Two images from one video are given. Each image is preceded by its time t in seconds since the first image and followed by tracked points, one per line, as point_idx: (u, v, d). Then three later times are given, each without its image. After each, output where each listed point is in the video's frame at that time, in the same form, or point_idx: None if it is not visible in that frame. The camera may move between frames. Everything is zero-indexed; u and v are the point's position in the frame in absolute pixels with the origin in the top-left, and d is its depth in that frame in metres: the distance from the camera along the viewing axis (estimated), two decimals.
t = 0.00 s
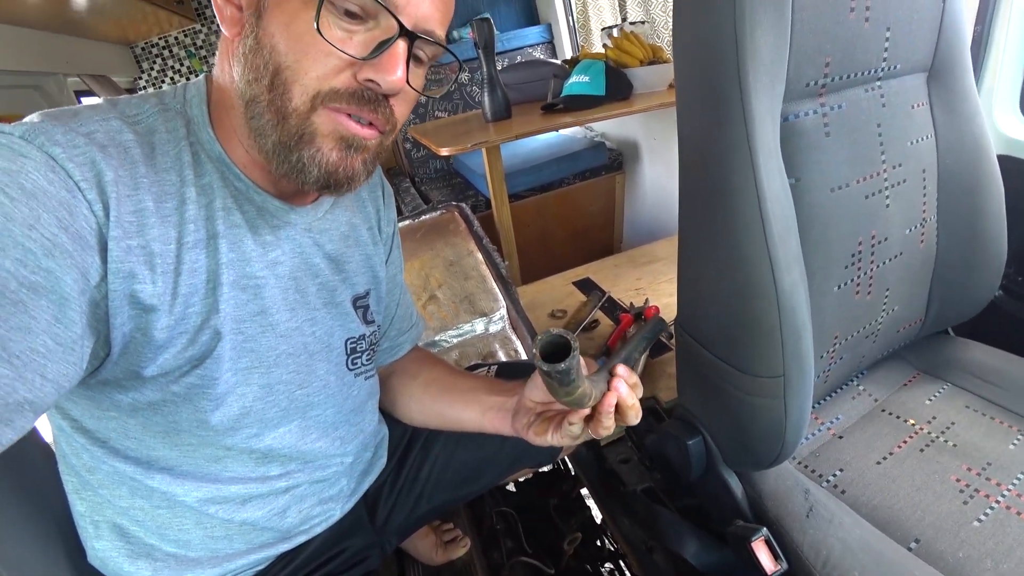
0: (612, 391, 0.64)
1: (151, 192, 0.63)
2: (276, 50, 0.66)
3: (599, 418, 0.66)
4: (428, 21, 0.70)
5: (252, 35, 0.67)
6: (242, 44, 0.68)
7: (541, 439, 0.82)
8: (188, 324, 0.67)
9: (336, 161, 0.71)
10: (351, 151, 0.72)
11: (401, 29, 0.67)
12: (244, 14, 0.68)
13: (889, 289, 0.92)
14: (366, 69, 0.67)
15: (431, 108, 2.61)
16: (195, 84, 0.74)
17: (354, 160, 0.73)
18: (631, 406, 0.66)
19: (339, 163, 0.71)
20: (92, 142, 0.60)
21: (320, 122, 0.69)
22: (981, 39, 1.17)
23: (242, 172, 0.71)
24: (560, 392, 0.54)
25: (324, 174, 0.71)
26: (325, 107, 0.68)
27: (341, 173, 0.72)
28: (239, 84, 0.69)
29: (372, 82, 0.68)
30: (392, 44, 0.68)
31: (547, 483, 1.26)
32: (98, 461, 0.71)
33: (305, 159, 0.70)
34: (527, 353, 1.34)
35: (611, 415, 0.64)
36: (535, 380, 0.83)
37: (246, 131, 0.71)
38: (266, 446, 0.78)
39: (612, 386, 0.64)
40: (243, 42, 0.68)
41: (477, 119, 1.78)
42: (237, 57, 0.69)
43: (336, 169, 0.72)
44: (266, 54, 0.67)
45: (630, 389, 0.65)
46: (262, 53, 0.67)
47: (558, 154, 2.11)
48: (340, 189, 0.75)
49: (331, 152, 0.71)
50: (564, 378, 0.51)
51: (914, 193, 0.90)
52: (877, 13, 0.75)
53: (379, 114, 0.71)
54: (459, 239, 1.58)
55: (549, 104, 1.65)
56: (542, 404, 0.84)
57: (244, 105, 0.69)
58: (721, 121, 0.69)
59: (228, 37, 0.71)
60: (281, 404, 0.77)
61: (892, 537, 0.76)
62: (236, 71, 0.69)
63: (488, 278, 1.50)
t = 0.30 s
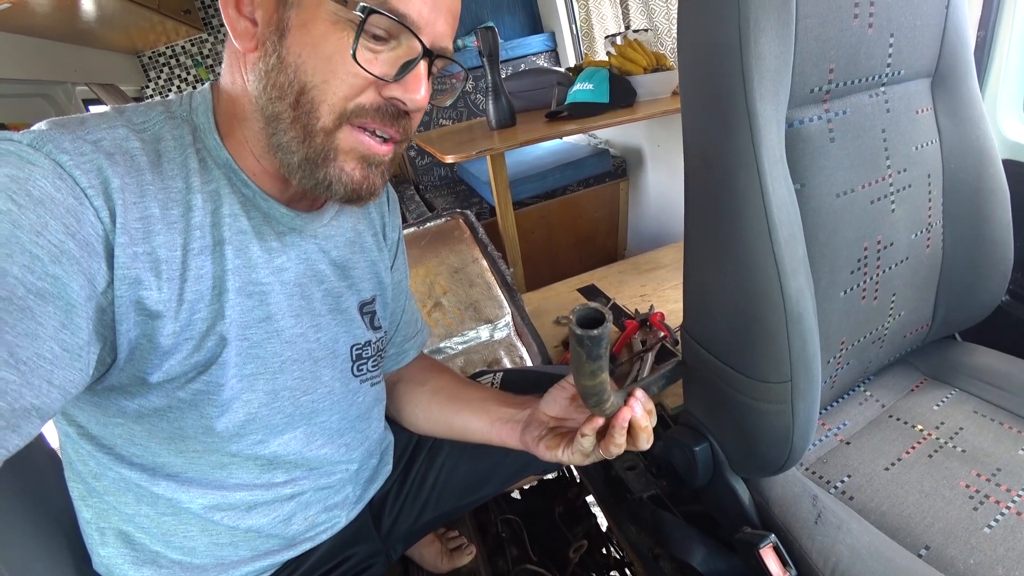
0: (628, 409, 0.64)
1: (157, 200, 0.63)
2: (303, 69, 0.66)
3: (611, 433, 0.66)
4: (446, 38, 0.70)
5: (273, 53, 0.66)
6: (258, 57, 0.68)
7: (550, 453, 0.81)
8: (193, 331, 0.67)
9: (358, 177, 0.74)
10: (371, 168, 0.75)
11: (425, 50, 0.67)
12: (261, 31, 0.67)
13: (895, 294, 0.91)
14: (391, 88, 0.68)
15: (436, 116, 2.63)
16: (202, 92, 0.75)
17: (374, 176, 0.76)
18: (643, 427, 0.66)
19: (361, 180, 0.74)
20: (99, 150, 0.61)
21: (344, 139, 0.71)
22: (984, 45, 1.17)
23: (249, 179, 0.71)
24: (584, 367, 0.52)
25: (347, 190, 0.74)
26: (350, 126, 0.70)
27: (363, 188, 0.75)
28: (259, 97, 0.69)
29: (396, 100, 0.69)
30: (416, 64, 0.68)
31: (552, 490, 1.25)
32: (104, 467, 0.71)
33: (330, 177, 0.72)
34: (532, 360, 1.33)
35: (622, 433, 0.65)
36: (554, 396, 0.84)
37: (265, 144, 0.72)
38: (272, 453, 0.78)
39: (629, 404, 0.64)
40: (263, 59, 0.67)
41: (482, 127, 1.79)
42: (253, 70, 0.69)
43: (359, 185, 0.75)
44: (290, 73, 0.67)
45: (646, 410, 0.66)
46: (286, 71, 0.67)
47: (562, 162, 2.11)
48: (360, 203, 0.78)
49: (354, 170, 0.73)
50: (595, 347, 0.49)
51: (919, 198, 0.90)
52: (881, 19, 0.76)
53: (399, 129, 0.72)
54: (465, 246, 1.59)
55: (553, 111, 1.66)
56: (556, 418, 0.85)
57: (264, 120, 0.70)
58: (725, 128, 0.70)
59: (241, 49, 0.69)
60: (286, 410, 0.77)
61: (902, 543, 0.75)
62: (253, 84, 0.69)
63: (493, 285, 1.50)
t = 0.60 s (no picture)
0: (605, 420, 0.61)
1: (159, 203, 0.64)
2: (326, 87, 0.67)
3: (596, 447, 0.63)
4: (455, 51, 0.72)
5: (294, 69, 0.67)
6: (275, 71, 0.69)
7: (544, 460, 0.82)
8: (194, 334, 0.67)
9: (375, 187, 0.75)
10: (386, 177, 0.76)
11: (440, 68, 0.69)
12: (279, 45, 0.68)
13: (896, 293, 0.91)
14: (407, 104, 0.70)
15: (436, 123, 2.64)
16: (203, 96, 0.76)
17: (389, 185, 0.77)
18: (628, 429, 0.63)
19: (378, 190, 0.75)
20: (101, 154, 0.61)
21: (362, 154, 0.72)
22: (980, 44, 1.18)
23: (253, 183, 0.71)
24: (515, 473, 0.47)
25: (365, 201, 0.75)
26: (371, 141, 0.72)
27: (380, 198, 0.76)
28: (278, 109, 0.70)
29: (412, 115, 0.71)
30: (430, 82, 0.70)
31: (554, 495, 1.25)
32: (104, 470, 0.71)
33: (351, 188, 0.74)
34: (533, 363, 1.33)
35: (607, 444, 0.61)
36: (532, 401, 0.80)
37: (283, 156, 0.73)
38: (272, 456, 0.78)
39: (604, 414, 0.61)
40: (283, 75, 0.68)
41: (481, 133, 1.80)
42: (269, 83, 0.70)
43: (376, 195, 0.76)
44: (312, 90, 0.68)
45: (623, 413, 0.62)
46: (307, 87, 0.68)
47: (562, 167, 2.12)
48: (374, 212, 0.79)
49: (372, 181, 0.75)
50: (507, 471, 0.43)
51: (918, 196, 0.90)
52: (876, 18, 0.76)
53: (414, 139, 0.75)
54: (465, 251, 1.59)
55: (552, 116, 1.67)
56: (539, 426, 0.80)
57: (283, 135, 0.71)
58: (724, 127, 0.70)
59: (256, 64, 0.70)
60: (286, 413, 0.77)
61: (907, 543, 0.74)
62: (270, 97, 0.70)
63: (494, 289, 1.50)
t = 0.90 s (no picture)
0: (615, 421, 0.60)
1: (159, 210, 0.64)
2: (325, 93, 0.68)
3: (605, 449, 0.63)
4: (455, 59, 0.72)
5: (293, 75, 0.68)
6: (275, 77, 0.69)
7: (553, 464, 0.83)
8: (195, 340, 0.67)
9: (378, 188, 0.75)
10: (390, 179, 0.76)
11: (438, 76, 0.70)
12: (279, 51, 0.68)
13: (896, 297, 0.91)
14: (406, 111, 0.70)
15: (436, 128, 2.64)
16: (204, 103, 0.76)
17: (393, 186, 0.77)
18: (635, 430, 0.63)
19: (382, 192, 0.76)
20: (103, 161, 0.61)
21: (367, 158, 0.72)
22: (979, 48, 1.18)
23: (253, 190, 0.71)
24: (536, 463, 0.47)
25: (368, 203, 0.75)
26: (373, 146, 0.72)
27: (382, 198, 0.77)
28: (277, 115, 0.70)
29: (412, 122, 0.72)
30: (429, 90, 0.71)
31: (555, 500, 1.25)
32: (104, 477, 0.71)
33: (354, 191, 0.74)
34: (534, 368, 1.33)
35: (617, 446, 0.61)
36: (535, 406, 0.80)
37: (284, 162, 0.72)
38: (273, 462, 0.78)
39: (612, 416, 0.61)
40: (282, 81, 0.68)
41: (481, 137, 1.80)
42: (269, 88, 0.70)
43: (379, 196, 0.76)
44: (311, 95, 0.68)
45: (630, 415, 0.62)
46: (306, 93, 0.68)
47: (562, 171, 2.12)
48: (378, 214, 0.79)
49: (374, 182, 0.74)
50: (528, 456, 0.44)
51: (918, 200, 0.90)
52: (875, 24, 0.77)
53: (415, 148, 0.76)
54: (465, 255, 1.59)
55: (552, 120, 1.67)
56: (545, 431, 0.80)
57: (282, 140, 0.71)
58: (723, 132, 0.70)
59: (257, 69, 0.70)
60: (286, 420, 0.77)
61: (909, 548, 0.74)
62: (270, 102, 0.70)
63: (494, 294, 1.50)
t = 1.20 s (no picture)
0: (615, 424, 0.60)
1: (160, 212, 0.64)
2: (324, 95, 0.68)
3: (605, 452, 0.63)
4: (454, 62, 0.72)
5: (292, 77, 0.68)
6: (274, 78, 0.69)
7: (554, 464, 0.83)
8: (195, 342, 0.67)
9: (376, 191, 0.75)
10: (388, 182, 0.76)
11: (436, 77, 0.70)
12: (278, 53, 0.68)
13: (896, 298, 0.91)
14: (404, 113, 0.70)
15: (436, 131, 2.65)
16: (205, 105, 0.76)
17: (391, 189, 0.77)
18: (636, 432, 0.63)
19: (381, 195, 0.76)
20: (103, 164, 0.61)
21: (366, 161, 0.72)
22: (976, 50, 1.19)
23: (253, 193, 0.72)
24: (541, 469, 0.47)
25: (366, 205, 0.75)
26: (372, 149, 0.72)
27: (381, 201, 0.77)
28: (276, 116, 0.70)
29: (410, 124, 0.72)
30: (428, 91, 0.70)
31: (555, 502, 1.25)
32: (104, 479, 0.71)
33: (352, 193, 0.74)
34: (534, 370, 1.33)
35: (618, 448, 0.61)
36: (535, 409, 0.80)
37: (284, 164, 0.73)
38: (273, 465, 0.78)
39: (613, 418, 0.61)
40: (282, 83, 0.69)
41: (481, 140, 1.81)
42: (269, 90, 0.70)
43: (377, 199, 0.76)
44: (310, 97, 0.68)
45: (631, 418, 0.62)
46: (305, 94, 0.68)
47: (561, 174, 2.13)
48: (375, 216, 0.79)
49: (372, 185, 0.75)
50: (537, 465, 0.44)
51: (917, 201, 0.90)
52: (873, 25, 0.77)
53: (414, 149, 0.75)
54: (464, 258, 1.60)
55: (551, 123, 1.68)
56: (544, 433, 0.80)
57: (281, 141, 0.71)
58: (722, 133, 0.70)
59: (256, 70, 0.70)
60: (287, 422, 0.77)
61: (910, 549, 0.74)
62: (270, 104, 0.70)
63: (494, 296, 1.50)
